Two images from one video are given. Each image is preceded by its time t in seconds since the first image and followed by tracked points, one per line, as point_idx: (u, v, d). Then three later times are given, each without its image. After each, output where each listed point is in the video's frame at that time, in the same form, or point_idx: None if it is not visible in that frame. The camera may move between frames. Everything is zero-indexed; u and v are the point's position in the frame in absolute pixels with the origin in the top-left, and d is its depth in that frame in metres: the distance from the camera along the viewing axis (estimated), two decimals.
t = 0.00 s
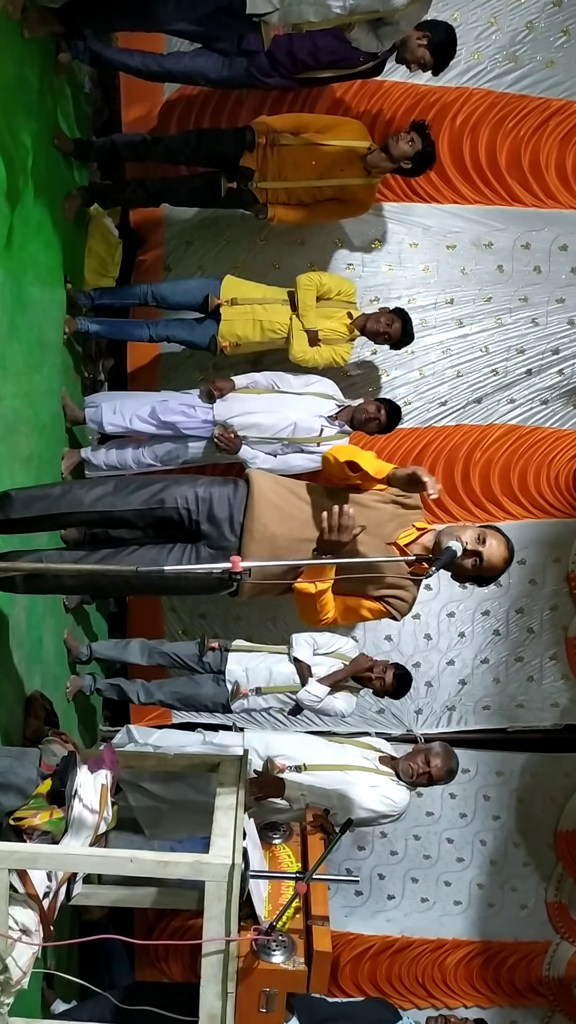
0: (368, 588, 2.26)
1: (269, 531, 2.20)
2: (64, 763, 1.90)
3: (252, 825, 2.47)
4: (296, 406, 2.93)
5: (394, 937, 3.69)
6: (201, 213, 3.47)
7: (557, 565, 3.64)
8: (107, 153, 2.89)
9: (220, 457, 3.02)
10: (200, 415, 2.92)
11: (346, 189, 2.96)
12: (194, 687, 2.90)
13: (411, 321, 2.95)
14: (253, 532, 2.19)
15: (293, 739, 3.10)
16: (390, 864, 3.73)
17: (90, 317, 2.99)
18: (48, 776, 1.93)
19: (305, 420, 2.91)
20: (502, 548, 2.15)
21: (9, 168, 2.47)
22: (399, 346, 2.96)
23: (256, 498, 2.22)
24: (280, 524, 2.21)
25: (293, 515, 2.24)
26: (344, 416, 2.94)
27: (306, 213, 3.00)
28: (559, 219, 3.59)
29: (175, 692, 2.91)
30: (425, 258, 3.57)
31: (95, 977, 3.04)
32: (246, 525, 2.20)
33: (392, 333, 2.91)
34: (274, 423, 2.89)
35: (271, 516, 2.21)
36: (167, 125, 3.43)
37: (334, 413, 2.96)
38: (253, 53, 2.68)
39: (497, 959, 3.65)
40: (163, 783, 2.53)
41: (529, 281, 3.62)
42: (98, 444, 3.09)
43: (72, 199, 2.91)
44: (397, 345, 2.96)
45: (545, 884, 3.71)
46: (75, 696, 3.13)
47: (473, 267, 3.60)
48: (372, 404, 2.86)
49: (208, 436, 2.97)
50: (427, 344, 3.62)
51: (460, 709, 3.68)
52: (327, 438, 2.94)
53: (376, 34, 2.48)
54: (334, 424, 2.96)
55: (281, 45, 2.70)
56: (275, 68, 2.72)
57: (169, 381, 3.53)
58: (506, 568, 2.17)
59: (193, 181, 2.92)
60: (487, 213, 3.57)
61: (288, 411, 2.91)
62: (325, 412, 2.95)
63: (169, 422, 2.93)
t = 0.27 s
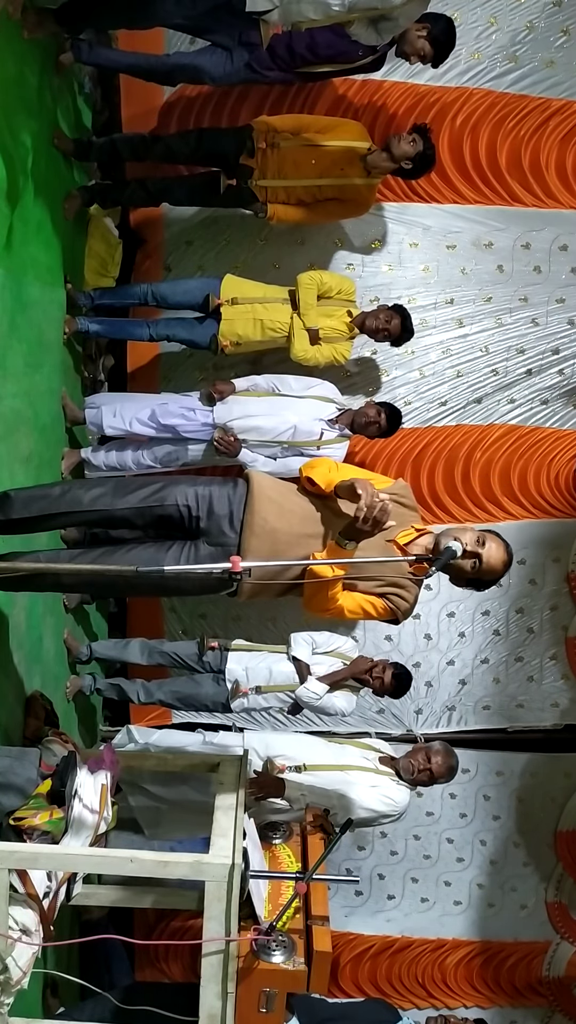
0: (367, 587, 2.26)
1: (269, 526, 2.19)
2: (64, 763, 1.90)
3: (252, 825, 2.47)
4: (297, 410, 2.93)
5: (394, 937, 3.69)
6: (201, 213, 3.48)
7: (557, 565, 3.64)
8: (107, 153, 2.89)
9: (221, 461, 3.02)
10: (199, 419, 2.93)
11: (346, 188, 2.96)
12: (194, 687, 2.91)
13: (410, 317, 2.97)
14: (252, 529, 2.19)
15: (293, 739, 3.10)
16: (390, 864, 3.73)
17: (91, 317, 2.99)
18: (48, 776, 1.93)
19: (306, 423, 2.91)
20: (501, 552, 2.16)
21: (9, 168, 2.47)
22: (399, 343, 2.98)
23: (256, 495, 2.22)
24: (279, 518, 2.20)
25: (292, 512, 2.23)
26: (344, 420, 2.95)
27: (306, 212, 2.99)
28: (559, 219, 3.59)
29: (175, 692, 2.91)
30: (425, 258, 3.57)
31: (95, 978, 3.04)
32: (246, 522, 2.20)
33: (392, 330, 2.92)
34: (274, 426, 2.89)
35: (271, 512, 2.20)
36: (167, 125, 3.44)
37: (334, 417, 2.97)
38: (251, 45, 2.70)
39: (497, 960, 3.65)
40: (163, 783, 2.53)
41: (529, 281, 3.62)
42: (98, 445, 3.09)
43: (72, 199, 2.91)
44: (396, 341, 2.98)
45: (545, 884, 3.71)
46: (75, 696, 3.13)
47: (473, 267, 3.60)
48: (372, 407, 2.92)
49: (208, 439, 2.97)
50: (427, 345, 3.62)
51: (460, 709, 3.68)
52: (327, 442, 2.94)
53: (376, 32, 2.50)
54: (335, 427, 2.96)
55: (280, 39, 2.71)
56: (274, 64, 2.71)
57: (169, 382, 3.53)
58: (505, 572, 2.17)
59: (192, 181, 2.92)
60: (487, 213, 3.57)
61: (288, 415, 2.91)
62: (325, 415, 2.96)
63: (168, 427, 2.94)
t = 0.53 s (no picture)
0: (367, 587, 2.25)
1: (269, 528, 2.19)
2: (64, 763, 1.90)
3: (252, 825, 2.47)
4: (297, 411, 2.94)
5: (394, 937, 3.69)
6: (201, 213, 3.48)
7: (557, 565, 3.64)
8: (107, 153, 2.89)
9: (220, 463, 2.99)
10: (199, 420, 2.93)
11: (345, 188, 2.96)
12: (194, 687, 2.91)
13: (411, 312, 2.98)
14: (252, 529, 2.18)
15: (293, 740, 3.10)
16: (390, 864, 3.73)
17: (91, 317, 2.99)
18: (48, 776, 1.93)
19: (306, 425, 2.91)
20: (501, 554, 2.15)
21: (10, 168, 2.47)
22: (400, 338, 2.99)
23: (256, 495, 2.21)
24: (279, 520, 2.20)
25: (292, 513, 2.23)
26: (344, 421, 2.95)
27: (305, 212, 2.98)
28: (559, 219, 3.59)
29: (175, 692, 2.91)
30: (426, 258, 3.57)
31: (95, 978, 3.04)
32: (246, 523, 2.20)
33: (392, 324, 2.94)
34: (274, 428, 2.89)
35: (271, 514, 2.21)
36: (167, 125, 3.44)
37: (334, 418, 2.98)
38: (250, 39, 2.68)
39: (497, 960, 3.65)
40: (163, 783, 2.53)
41: (529, 281, 3.62)
42: (98, 445, 3.09)
43: (72, 199, 2.91)
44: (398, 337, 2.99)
45: (545, 884, 3.71)
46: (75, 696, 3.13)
47: (473, 267, 3.60)
48: (372, 411, 2.89)
49: (208, 441, 2.96)
50: (427, 344, 3.62)
51: (460, 709, 3.68)
52: (327, 443, 2.92)
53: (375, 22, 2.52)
54: (335, 429, 2.96)
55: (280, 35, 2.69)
56: (275, 61, 2.70)
57: (169, 382, 3.53)
58: (505, 573, 2.17)
59: (192, 181, 2.91)
60: (487, 213, 3.57)
61: (288, 417, 2.91)
62: (326, 418, 2.96)
63: (168, 429, 2.94)
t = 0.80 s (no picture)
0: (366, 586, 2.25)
1: (268, 529, 2.21)
2: (64, 763, 1.90)
3: (252, 825, 2.47)
4: (297, 412, 2.94)
5: (394, 937, 3.69)
6: (201, 213, 3.48)
7: (557, 565, 3.64)
8: (107, 153, 2.89)
9: (220, 463, 2.98)
10: (199, 421, 2.93)
11: (345, 189, 2.97)
12: (194, 687, 2.91)
13: (411, 305, 2.98)
14: (252, 529, 2.19)
15: (293, 740, 3.10)
16: (390, 864, 3.73)
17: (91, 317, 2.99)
18: (48, 776, 1.93)
19: (306, 426, 2.90)
20: (501, 554, 2.15)
21: (10, 168, 2.47)
22: (401, 332, 3.00)
23: (256, 494, 2.21)
24: (278, 521, 2.22)
25: (291, 513, 2.23)
26: (345, 424, 2.95)
27: (305, 213, 2.98)
28: (559, 219, 3.59)
29: (175, 692, 2.91)
30: (426, 258, 3.57)
31: (95, 978, 3.04)
32: (245, 523, 2.20)
33: (393, 320, 2.95)
34: (274, 429, 2.89)
35: (272, 515, 2.22)
36: (167, 125, 3.44)
37: (334, 421, 2.97)
38: (251, 38, 2.67)
39: (497, 960, 3.65)
40: (163, 783, 2.53)
41: (530, 281, 3.62)
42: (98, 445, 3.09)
43: (72, 199, 2.91)
44: (399, 332, 3.00)
45: (545, 884, 3.71)
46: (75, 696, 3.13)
47: (473, 267, 3.60)
48: (373, 412, 2.88)
49: (208, 442, 2.97)
50: (427, 345, 3.62)
51: (460, 709, 3.68)
52: (327, 445, 2.92)
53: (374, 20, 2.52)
54: (335, 431, 2.96)
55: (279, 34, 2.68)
56: (275, 61, 2.70)
57: (169, 382, 3.53)
58: (505, 573, 2.17)
59: (192, 180, 2.91)
60: (487, 213, 3.57)
61: (288, 418, 2.92)
62: (326, 420, 2.96)
63: (168, 429, 2.94)
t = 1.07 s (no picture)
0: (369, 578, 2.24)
1: (269, 520, 2.20)
2: (64, 763, 1.90)
3: (252, 825, 2.47)
4: (297, 412, 2.95)
5: (394, 937, 3.69)
6: (201, 213, 3.48)
7: (557, 565, 3.63)
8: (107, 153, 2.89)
9: (220, 463, 2.99)
10: (199, 422, 2.94)
11: (344, 191, 2.97)
12: (194, 688, 2.91)
13: (411, 297, 2.97)
14: (251, 519, 2.18)
15: (293, 740, 3.11)
16: (390, 864, 3.73)
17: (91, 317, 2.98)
18: (48, 776, 1.93)
19: (306, 426, 2.91)
20: (501, 554, 2.15)
21: (10, 168, 2.47)
22: (401, 325, 3.00)
23: (256, 487, 2.21)
24: (278, 511, 2.21)
25: (289, 505, 2.23)
26: (345, 426, 2.95)
27: (304, 213, 2.99)
28: (559, 219, 3.59)
29: (175, 692, 2.91)
30: (426, 258, 3.57)
31: (95, 978, 3.04)
32: (245, 514, 2.19)
33: (393, 314, 2.94)
34: (274, 429, 2.89)
35: (271, 506, 2.21)
36: (167, 125, 3.44)
37: (334, 423, 2.98)
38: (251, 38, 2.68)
39: (497, 960, 3.65)
40: (163, 783, 2.53)
41: (530, 281, 3.62)
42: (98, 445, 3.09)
43: (72, 199, 2.91)
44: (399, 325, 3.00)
45: (545, 884, 3.71)
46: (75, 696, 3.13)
47: (473, 267, 3.60)
48: (373, 413, 2.89)
49: (208, 442, 2.97)
50: (427, 345, 3.62)
51: (460, 709, 3.68)
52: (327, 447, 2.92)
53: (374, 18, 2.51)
54: (335, 432, 2.96)
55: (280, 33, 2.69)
56: (276, 60, 2.71)
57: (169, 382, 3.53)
58: (505, 572, 2.17)
59: (192, 181, 2.91)
60: (487, 213, 3.57)
61: (288, 418, 2.92)
62: (326, 420, 2.96)
63: (168, 430, 2.94)
